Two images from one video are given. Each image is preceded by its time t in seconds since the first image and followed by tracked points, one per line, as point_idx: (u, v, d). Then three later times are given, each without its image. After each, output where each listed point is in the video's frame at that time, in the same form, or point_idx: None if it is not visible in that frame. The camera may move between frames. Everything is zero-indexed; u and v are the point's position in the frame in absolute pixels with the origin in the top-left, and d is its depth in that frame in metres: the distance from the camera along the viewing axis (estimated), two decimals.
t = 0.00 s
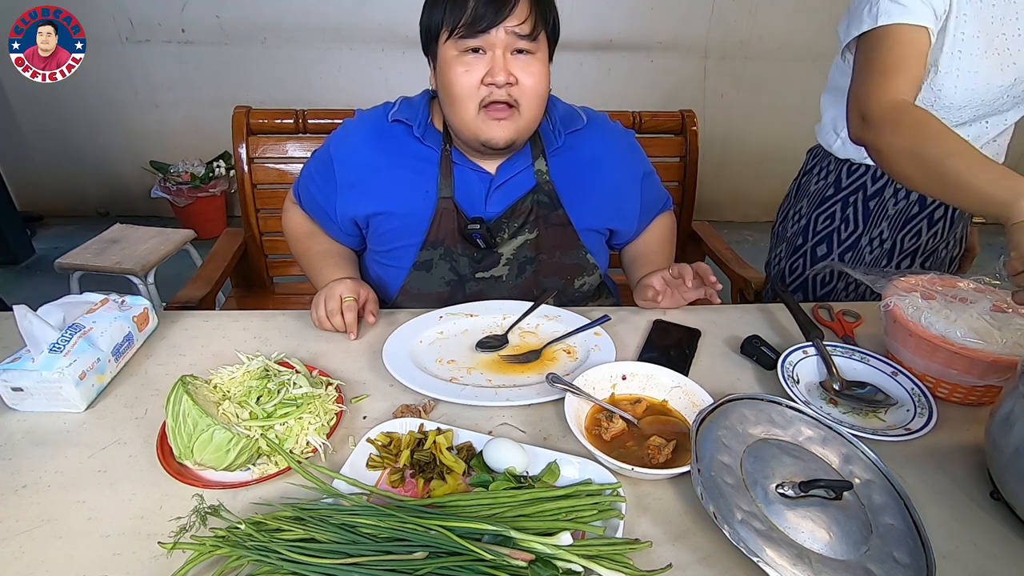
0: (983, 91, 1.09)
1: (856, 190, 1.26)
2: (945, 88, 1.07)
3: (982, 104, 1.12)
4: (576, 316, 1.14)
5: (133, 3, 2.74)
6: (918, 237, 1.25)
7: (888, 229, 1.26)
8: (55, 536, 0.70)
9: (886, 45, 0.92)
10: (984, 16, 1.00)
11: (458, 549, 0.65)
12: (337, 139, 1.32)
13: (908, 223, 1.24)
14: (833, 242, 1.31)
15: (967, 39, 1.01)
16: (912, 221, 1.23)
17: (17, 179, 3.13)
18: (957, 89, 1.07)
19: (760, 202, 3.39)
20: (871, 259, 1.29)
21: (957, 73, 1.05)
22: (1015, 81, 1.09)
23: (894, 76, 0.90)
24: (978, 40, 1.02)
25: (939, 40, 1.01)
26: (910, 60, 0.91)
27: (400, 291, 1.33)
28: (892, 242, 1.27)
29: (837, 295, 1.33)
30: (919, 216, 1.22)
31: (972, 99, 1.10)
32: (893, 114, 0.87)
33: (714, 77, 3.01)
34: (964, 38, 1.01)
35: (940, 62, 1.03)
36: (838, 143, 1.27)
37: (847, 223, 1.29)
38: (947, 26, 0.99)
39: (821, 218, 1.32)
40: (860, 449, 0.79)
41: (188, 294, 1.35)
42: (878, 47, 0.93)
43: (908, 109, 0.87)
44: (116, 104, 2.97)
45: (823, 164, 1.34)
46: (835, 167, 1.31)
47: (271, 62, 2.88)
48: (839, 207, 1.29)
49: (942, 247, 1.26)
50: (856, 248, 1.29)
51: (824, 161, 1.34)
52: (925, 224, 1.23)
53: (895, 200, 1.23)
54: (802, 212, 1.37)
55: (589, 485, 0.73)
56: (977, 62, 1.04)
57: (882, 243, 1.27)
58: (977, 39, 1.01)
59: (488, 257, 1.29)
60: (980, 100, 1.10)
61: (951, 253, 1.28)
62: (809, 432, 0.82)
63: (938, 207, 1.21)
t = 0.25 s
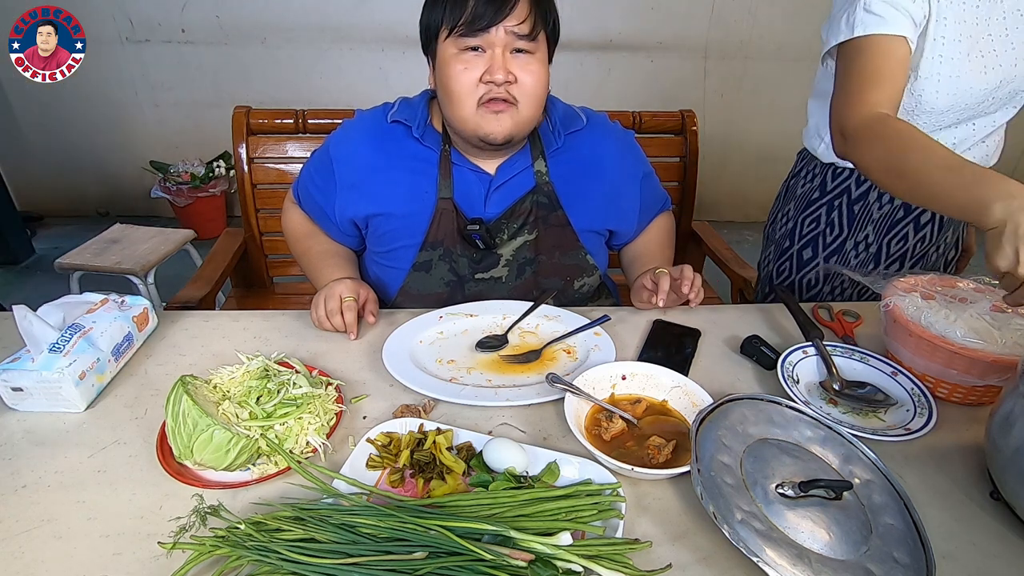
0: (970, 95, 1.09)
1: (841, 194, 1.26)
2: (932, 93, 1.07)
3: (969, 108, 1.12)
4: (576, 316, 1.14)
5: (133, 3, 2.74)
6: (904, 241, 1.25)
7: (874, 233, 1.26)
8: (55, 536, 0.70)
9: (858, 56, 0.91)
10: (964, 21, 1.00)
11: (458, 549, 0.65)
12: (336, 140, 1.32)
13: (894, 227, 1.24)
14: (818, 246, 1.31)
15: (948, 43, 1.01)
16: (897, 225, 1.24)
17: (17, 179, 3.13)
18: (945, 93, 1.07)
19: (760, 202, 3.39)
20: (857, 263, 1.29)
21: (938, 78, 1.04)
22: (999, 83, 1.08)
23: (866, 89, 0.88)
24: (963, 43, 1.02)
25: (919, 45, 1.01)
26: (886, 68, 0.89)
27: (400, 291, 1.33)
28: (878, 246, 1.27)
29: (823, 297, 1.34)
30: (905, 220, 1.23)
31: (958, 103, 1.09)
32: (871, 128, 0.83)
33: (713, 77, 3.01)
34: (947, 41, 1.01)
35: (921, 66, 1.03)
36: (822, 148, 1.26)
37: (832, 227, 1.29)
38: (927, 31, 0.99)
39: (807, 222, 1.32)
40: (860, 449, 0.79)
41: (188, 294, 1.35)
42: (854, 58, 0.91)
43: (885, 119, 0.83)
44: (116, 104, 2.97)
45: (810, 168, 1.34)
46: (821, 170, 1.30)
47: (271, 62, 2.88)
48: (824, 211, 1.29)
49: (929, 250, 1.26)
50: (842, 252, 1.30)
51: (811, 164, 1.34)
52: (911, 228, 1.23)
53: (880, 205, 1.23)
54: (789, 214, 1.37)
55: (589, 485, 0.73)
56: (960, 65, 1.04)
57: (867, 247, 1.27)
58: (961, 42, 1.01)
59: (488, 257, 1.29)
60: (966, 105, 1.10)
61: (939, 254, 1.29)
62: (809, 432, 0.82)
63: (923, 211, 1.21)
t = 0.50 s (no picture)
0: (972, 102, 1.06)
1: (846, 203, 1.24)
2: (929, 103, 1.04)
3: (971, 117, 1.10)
4: (576, 316, 1.14)
5: (133, 3, 2.74)
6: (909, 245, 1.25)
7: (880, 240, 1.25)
8: (55, 536, 0.70)
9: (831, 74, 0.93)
10: (956, 27, 0.99)
11: (458, 549, 0.65)
12: (336, 140, 1.32)
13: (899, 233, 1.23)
14: (823, 254, 1.29)
15: (942, 50, 1.00)
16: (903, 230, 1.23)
17: (17, 179, 3.13)
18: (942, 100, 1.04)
19: (760, 202, 3.39)
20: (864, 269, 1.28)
21: (933, 86, 1.03)
22: (1000, 88, 1.06)
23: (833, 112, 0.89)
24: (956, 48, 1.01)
25: (911, 54, 1.00)
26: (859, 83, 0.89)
27: (400, 291, 1.33)
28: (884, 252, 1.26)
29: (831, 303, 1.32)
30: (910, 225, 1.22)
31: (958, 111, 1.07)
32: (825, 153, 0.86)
33: (713, 77, 3.02)
34: (939, 47, 1.00)
35: (915, 76, 1.02)
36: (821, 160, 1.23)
37: (838, 235, 1.26)
38: (916, 39, 0.98)
39: (811, 230, 1.30)
40: (859, 449, 0.79)
41: (188, 294, 1.35)
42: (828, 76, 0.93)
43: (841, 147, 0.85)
44: (115, 104, 2.97)
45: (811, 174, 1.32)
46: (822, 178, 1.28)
47: (271, 62, 2.88)
48: (829, 219, 1.27)
49: (931, 252, 1.27)
50: (848, 259, 1.27)
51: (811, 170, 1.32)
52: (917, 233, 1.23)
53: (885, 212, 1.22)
54: (791, 222, 1.35)
55: (589, 485, 0.73)
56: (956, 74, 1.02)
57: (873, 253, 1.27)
58: (955, 49, 1.00)
59: (488, 258, 1.29)
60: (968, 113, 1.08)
61: (940, 255, 1.29)
62: (809, 432, 0.82)
63: (929, 215, 1.21)
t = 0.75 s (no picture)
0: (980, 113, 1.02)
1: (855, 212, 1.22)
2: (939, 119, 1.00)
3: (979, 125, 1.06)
4: (576, 316, 1.14)
5: (133, 3, 2.74)
6: (918, 250, 1.27)
7: (889, 248, 1.27)
8: (55, 536, 0.70)
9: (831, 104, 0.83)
10: (963, 44, 0.94)
11: (458, 549, 0.65)
12: (336, 140, 1.32)
13: (908, 240, 1.25)
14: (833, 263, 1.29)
15: (951, 68, 0.94)
16: (911, 237, 1.25)
17: (17, 180, 3.13)
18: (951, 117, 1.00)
19: (760, 202, 3.39)
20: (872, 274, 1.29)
21: (943, 103, 0.98)
22: (1009, 95, 1.02)
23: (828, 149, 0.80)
24: (966, 63, 0.95)
25: (919, 76, 0.95)
26: (860, 121, 0.78)
27: (400, 292, 1.33)
28: (893, 258, 1.28)
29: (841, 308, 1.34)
30: (920, 232, 1.24)
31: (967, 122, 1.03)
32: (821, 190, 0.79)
33: (713, 77, 3.02)
34: (949, 66, 0.94)
35: (923, 97, 0.97)
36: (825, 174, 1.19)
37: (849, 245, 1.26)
38: (923, 61, 0.92)
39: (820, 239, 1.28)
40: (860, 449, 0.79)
41: (188, 294, 1.35)
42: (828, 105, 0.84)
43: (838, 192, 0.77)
44: (115, 104, 2.97)
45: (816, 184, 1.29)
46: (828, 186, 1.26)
47: (271, 62, 2.88)
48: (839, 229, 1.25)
49: (938, 255, 1.29)
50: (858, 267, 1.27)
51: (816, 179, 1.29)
52: (925, 238, 1.25)
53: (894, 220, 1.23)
54: (798, 231, 1.33)
55: (589, 484, 0.74)
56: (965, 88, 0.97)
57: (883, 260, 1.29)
58: (964, 65, 0.95)
59: (488, 258, 1.29)
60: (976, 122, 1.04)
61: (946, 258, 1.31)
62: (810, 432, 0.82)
63: (938, 221, 1.22)
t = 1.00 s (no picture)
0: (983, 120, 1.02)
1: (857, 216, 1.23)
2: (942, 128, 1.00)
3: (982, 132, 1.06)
4: (576, 316, 1.14)
5: (133, 3, 2.74)
6: (920, 252, 1.27)
7: (891, 251, 1.27)
8: (55, 536, 0.70)
9: (832, 115, 0.82)
10: (965, 52, 0.93)
11: (458, 549, 0.65)
12: (336, 141, 1.32)
13: (910, 243, 1.25)
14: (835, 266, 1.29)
15: (954, 78, 0.94)
16: (913, 240, 1.25)
17: (17, 179, 3.13)
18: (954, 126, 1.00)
19: (760, 202, 3.39)
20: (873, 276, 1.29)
21: (946, 112, 0.98)
22: (1012, 101, 1.02)
23: (829, 164, 0.79)
24: (969, 72, 0.95)
25: (922, 87, 0.95)
26: (860, 137, 0.76)
27: (400, 292, 1.33)
28: (895, 261, 1.28)
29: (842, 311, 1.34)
30: (922, 235, 1.24)
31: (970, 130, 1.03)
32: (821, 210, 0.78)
33: (713, 77, 3.02)
34: (951, 76, 0.94)
35: (926, 107, 0.97)
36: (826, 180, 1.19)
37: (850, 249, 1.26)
38: (926, 72, 0.92)
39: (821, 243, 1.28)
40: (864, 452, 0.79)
41: (188, 294, 1.35)
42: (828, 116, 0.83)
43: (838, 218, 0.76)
44: (115, 104, 2.97)
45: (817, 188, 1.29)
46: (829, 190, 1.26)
47: (271, 62, 2.88)
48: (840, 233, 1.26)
49: (939, 258, 1.29)
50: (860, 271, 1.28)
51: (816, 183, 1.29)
52: (928, 241, 1.25)
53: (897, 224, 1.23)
54: (799, 235, 1.33)
55: (589, 485, 0.73)
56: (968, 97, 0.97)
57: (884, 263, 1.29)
58: (967, 74, 0.95)
59: (487, 259, 1.29)
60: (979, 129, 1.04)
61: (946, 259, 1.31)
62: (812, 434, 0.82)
63: (940, 224, 1.22)
